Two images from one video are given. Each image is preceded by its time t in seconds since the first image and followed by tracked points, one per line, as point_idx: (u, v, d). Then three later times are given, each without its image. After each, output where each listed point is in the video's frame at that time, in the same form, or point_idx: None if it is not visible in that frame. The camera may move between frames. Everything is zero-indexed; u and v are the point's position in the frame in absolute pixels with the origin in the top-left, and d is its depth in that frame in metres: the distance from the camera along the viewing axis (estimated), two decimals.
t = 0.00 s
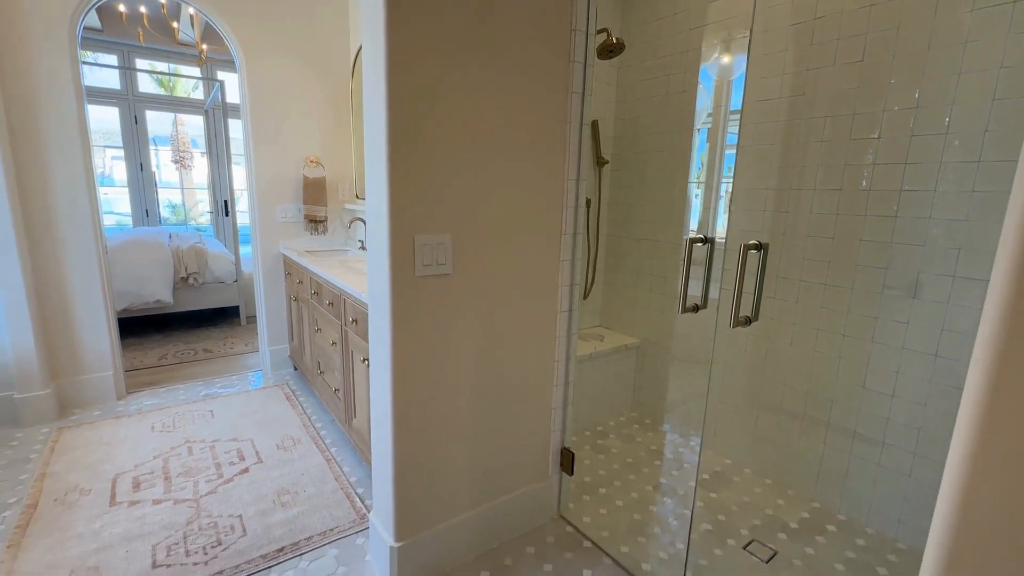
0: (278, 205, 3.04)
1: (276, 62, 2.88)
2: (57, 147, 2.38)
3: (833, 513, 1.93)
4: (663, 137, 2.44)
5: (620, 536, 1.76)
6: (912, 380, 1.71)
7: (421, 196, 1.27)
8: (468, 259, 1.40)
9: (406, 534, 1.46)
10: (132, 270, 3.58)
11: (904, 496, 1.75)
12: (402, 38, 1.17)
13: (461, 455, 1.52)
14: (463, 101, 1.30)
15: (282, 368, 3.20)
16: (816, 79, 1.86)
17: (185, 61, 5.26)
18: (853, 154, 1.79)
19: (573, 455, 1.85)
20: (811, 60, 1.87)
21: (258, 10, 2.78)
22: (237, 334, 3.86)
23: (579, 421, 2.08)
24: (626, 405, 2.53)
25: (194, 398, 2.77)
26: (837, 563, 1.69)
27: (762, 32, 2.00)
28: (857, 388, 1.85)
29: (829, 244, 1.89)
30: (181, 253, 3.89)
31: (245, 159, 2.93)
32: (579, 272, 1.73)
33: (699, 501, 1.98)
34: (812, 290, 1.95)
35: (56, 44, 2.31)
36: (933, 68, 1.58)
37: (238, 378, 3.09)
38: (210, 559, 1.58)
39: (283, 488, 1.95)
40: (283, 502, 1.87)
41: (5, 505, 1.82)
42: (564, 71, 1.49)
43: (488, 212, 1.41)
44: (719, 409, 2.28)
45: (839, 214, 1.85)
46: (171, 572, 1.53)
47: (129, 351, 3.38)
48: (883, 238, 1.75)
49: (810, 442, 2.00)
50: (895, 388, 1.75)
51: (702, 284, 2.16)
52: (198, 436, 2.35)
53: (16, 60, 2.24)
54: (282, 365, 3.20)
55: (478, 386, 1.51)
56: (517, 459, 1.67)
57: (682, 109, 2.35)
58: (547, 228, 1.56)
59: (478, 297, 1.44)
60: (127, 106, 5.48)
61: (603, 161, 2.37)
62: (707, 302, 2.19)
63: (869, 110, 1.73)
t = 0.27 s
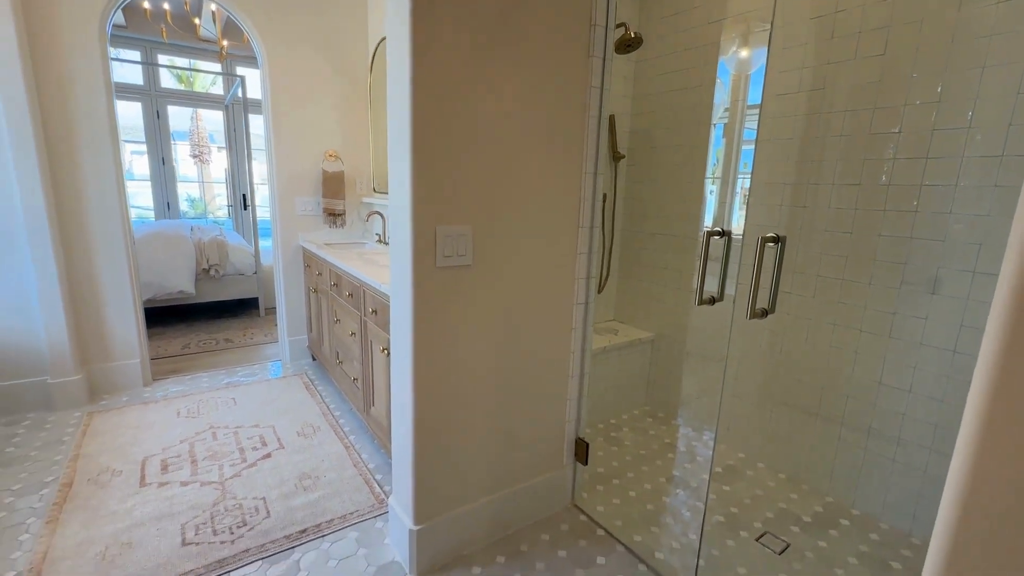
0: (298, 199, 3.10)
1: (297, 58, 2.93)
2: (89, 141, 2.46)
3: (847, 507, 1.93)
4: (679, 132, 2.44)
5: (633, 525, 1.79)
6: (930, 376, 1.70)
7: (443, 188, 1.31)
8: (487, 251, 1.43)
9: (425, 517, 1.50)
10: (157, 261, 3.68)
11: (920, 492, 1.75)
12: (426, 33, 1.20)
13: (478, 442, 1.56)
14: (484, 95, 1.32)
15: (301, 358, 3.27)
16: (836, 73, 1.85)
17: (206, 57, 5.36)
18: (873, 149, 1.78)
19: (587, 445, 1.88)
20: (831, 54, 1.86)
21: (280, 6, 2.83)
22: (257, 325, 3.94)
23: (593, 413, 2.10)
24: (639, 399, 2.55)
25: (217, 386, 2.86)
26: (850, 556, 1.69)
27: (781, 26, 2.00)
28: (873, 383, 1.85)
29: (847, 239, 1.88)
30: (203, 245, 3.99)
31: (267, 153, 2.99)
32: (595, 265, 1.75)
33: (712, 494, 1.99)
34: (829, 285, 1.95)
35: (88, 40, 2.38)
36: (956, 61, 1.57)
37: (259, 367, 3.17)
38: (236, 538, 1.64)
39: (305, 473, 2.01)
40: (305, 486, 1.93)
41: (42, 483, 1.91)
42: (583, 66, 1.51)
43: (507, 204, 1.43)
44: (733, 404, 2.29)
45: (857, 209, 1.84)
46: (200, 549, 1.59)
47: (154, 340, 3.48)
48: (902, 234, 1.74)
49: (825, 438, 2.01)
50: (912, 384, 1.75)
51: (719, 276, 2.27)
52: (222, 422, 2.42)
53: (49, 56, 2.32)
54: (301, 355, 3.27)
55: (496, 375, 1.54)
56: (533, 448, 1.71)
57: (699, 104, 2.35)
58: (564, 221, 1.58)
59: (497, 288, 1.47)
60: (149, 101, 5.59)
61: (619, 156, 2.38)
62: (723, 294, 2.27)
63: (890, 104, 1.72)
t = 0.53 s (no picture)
0: (322, 195, 3.16)
1: (322, 56, 2.99)
2: (124, 138, 2.55)
3: (867, 506, 1.92)
4: (700, 129, 2.44)
5: (650, 518, 1.81)
6: (954, 376, 1.69)
7: (469, 183, 1.34)
8: (510, 245, 1.46)
9: (447, 504, 1.54)
10: (185, 255, 3.79)
11: (941, 492, 1.73)
12: (453, 32, 1.23)
13: (499, 433, 1.59)
14: (509, 92, 1.35)
15: (323, 350, 3.35)
16: (861, 69, 1.84)
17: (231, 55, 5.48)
18: (898, 146, 1.77)
19: (605, 439, 1.90)
20: (857, 50, 1.85)
21: (307, 5, 2.89)
22: (280, 318, 4.04)
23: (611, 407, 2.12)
24: (657, 395, 2.56)
25: (243, 376, 2.95)
26: (869, 555, 1.69)
27: (806, 22, 1.98)
28: (895, 382, 1.84)
29: (870, 236, 1.87)
30: (229, 239, 4.09)
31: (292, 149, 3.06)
32: (615, 260, 1.77)
33: (729, 490, 2.00)
34: (851, 283, 1.94)
35: (124, 40, 2.47)
36: (986, 56, 1.54)
37: (282, 358, 3.25)
38: (265, 521, 1.70)
39: (329, 461, 2.07)
40: (329, 473, 1.99)
41: (82, 465, 2.00)
42: (606, 63, 1.52)
43: (530, 198, 1.46)
44: (751, 401, 2.28)
45: (882, 206, 1.83)
46: (232, 530, 1.66)
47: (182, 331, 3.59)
48: (927, 231, 1.72)
49: (844, 436, 2.00)
50: (936, 383, 1.73)
51: (740, 272, 2.26)
52: (248, 410, 2.50)
53: (88, 56, 2.41)
54: (323, 347, 3.35)
55: (517, 367, 1.57)
56: (551, 439, 1.74)
57: (721, 100, 2.35)
58: (586, 217, 1.61)
59: (519, 282, 1.51)
60: (177, 100, 5.72)
61: (639, 153, 2.39)
62: (744, 290, 2.26)
63: (917, 100, 1.70)
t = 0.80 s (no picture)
0: (348, 193, 3.23)
1: (350, 57, 3.05)
2: (162, 137, 2.65)
3: (894, 510, 1.89)
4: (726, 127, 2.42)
5: (671, 516, 1.81)
6: (988, 379, 1.65)
7: (497, 180, 1.37)
8: (536, 242, 1.48)
9: (471, 495, 1.57)
10: (216, 250, 3.91)
11: (970, 496, 1.70)
12: (484, 32, 1.26)
13: (522, 426, 1.62)
14: (538, 91, 1.38)
15: (347, 345, 3.41)
16: (894, 66, 1.81)
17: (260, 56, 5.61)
18: (931, 144, 1.73)
19: (627, 436, 1.91)
20: (890, 46, 1.81)
21: (336, 7, 2.96)
22: (305, 313, 4.13)
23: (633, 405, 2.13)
24: (678, 395, 2.56)
25: (271, 368, 3.03)
26: (897, 559, 1.67)
27: (837, 19, 1.96)
28: (926, 385, 1.80)
29: (901, 236, 1.84)
30: (257, 236, 4.20)
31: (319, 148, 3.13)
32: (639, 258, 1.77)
33: (752, 490, 1.99)
34: (881, 283, 1.90)
35: (163, 43, 2.56)
36: None
37: (308, 351, 3.33)
38: (295, 507, 1.76)
39: (355, 451, 2.12)
40: (355, 463, 2.04)
41: (123, 449, 2.09)
42: (633, 61, 1.53)
43: (556, 196, 1.48)
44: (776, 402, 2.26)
45: (914, 205, 1.79)
46: (263, 515, 1.72)
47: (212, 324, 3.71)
48: (962, 231, 1.69)
49: (872, 438, 1.97)
50: (969, 386, 1.69)
51: (767, 270, 2.24)
52: (277, 401, 2.58)
53: (129, 57, 2.51)
54: (347, 342, 3.42)
55: (541, 363, 1.60)
56: (574, 435, 1.76)
57: (748, 98, 2.32)
58: (611, 214, 1.62)
59: (544, 278, 1.53)
60: (207, 99, 5.88)
61: (664, 152, 2.42)
62: (771, 288, 2.24)
63: (952, 97, 1.67)
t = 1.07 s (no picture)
0: (378, 193, 3.30)
1: (380, 60, 3.12)
2: (203, 140, 2.75)
3: (932, 521, 1.83)
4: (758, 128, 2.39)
5: (698, 520, 1.80)
6: None
7: (528, 181, 1.38)
8: (567, 242, 1.49)
9: (498, 492, 1.59)
10: (249, 249, 4.03)
11: (1012, 508, 1.65)
12: (518, 35, 1.28)
13: (550, 425, 1.63)
14: (570, 93, 1.39)
15: (374, 342, 3.48)
16: (935, 64, 1.75)
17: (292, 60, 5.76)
18: (975, 144, 1.68)
19: (655, 438, 1.90)
20: (931, 44, 1.76)
21: (368, 12, 3.02)
22: (333, 310, 4.22)
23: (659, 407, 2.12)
24: (704, 399, 2.55)
25: (302, 364, 3.11)
26: (935, 571, 1.62)
27: (875, 16, 1.91)
28: (967, 393, 1.74)
29: (942, 239, 1.78)
30: (288, 235, 4.31)
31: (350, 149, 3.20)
32: (669, 259, 1.76)
33: (782, 496, 1.96)
34: (920, 288, 1.85)
35: (204, 50, 2.66)
36: None
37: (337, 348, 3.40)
38: (327, 499, 1.81)
39: (383, 446, 2.17)
40: (384, 458, 2.09)
41: (164, 439, 2.19)
42: (665, 62, 1.53)
43: (587, 197, 1.49)
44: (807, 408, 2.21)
45: (957, 207, 1.74)
46: (297, 505, 1.78)
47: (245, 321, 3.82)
48: (1007, 234, 1.63)
49: (909, 447, 1.91)
50: (1014, 395, 1.63)
51: (803, 272, 2.17)
52: (308, 396, 2.65)
53: (173, 62, 2.61)
54: (374, 340, 3.48)
55: (569, 362, 1.61)
56: (601, 435, 1.76)
57: (781, 99, 2.29)
58: (641, 215, 1.62)
59: (574, 278, 1.54)
60: (242, 103, 6.07)
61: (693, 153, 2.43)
62: (806, 291, 2.17)
63: (998, 96, 1.61)
